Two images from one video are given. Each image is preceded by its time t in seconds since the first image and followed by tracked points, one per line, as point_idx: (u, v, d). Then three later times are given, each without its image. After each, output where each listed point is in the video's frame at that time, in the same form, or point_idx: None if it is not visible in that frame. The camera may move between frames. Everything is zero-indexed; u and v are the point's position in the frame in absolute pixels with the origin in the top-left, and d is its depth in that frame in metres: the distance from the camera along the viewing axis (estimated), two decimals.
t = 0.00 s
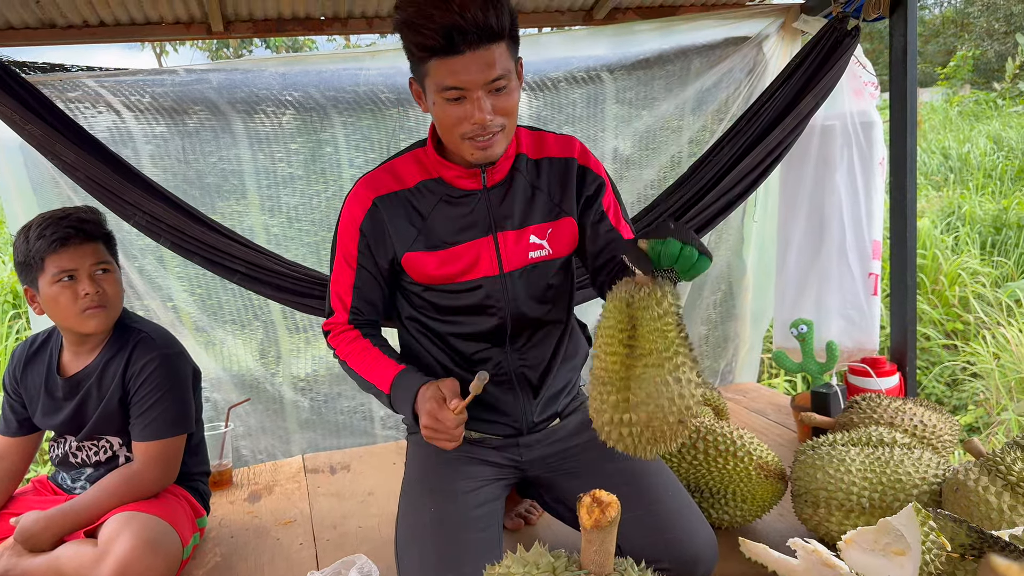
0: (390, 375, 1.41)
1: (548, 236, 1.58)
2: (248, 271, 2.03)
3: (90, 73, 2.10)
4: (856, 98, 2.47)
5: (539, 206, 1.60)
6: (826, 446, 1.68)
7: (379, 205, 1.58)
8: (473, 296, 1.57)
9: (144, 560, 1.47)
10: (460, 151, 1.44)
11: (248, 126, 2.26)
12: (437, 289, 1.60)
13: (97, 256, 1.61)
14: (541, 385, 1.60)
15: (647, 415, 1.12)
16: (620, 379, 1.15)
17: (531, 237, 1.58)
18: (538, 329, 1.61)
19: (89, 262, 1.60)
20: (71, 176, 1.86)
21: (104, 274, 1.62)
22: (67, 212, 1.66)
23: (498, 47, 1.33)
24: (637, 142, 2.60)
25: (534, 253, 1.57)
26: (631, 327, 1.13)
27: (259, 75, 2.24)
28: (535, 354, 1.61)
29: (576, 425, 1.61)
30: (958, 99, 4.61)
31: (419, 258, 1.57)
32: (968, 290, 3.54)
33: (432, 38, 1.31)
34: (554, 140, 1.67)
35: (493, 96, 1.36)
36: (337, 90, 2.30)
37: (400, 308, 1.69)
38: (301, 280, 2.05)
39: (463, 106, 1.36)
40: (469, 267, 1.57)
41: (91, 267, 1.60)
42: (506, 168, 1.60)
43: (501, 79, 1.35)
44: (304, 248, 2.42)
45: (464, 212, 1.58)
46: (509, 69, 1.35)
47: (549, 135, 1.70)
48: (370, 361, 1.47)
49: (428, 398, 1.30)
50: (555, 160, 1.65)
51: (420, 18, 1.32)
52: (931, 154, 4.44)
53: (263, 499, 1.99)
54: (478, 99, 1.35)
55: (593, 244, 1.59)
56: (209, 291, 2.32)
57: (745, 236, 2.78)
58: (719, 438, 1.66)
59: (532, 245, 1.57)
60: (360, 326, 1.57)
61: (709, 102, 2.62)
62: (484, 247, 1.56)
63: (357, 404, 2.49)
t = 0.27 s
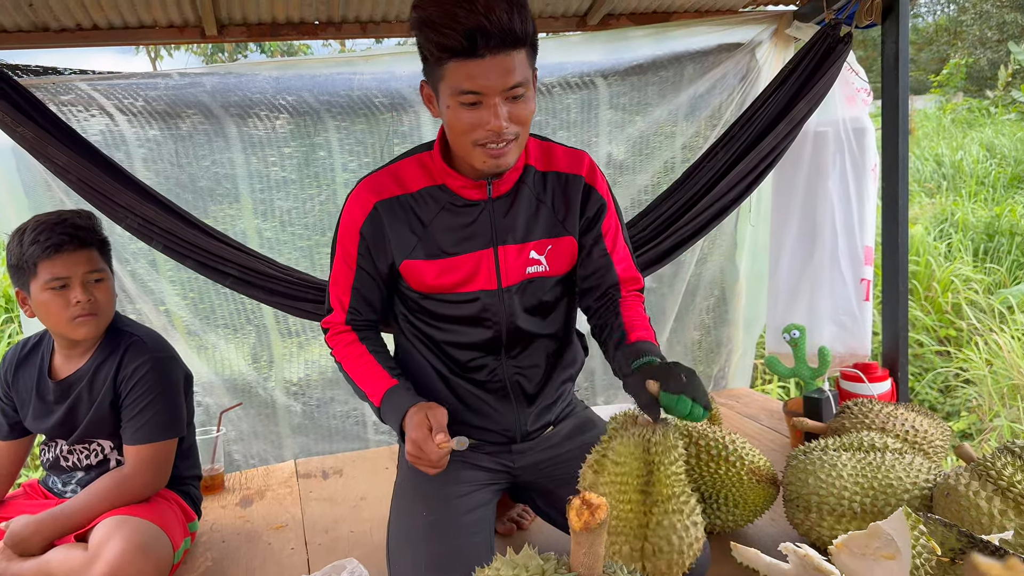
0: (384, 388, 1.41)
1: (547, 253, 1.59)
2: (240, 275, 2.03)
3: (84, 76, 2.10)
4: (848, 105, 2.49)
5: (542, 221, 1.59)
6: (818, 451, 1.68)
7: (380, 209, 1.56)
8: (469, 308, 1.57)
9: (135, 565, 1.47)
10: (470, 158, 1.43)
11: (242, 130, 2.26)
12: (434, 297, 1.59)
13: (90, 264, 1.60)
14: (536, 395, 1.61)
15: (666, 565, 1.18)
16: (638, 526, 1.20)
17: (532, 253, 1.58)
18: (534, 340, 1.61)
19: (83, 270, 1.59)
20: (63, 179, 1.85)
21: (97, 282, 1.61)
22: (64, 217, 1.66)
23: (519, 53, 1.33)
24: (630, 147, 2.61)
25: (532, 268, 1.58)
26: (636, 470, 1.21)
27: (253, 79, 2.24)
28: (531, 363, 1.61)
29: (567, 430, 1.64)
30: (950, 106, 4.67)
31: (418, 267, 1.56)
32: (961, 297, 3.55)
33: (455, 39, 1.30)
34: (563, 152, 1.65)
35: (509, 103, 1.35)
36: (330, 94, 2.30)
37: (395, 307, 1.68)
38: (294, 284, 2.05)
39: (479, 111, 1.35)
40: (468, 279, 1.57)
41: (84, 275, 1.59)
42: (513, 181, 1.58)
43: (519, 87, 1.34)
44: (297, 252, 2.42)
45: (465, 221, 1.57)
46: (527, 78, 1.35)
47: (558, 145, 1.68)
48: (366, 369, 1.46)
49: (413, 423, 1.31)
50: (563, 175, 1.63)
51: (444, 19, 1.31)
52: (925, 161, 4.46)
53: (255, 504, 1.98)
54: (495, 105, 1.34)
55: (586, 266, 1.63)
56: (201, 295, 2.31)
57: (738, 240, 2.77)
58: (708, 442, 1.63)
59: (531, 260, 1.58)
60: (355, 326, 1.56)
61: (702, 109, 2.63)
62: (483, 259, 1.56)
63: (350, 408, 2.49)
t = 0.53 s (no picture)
0: (383, 405, 1.42)
1: (550, 273, 1.58)
2: (233, 278, 2.03)
3: (77, 80, 2.10)
4: (838, 110, 2.51)
5: (546, 240, 1.58)
6: (808, 453, 1.70)
7: (381, 226, 1.53)
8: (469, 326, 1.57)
9: (127, 568, 1.47)
10: (477, 182, 1.39)
11: (235, 133, 2.27)
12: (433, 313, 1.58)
13: (88, 270, 1.60)
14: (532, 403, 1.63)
15: None
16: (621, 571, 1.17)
17: (535, 272, 1.57)
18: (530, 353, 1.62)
19: (80, 276, 1.58)
20: (56, 182, 1.86)
21: (94, 287, 1.61)
22: (64, 220, 1.66)
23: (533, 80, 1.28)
24: (622, 151, 2.63)
25: (534, 288, 1.57)
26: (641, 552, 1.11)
27: (247, 83, 2.24)
28: (528, 374, 1.62)
29: (559, 434, 1.67)
30: (942, 112, 4.76)
31: (419, 285, 1.55)
32: (952, 300, 3.59)
33: (467, 65, 1.25)
34: (572, 168, 1.61)
35: (520, 130, 1.31)
36: (323, 97, 2.31)
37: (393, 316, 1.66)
38: (288, 287, 2.06)
39: (489, 137, 1.31)
40: (469, 298, 1.56)
41: (81, 281, 1.58)
42: (518, 201, 1.55)
43: (530, 114, 1.30)
44: (290, 255, 2.42)
45: (467, 240, 1.55)
46: (540, 105, 1.31)
47: (568, 159, 1.63)
48: (366, 382, 1.46)
49: (414, 447, 1.32)
50: (570, 193, 1.59)
51: (456, 43, 1.26)
52: (917, 166, 4.50)
53: (248, 506, 1.98)
54: (506, 132, 1.30)
55: (592, 283, 1.60)
56: (195, 297, 2.31)
57: (730, 243, 2.80)
58: (700, 443, 1.67)
59: (533, 281, 1.57)
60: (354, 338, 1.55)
61: (693, 113, 2.65)
62: (485, 278, 1.55)
63: (343, 411, 2.49)
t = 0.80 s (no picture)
0: (373, 433, 1.43)
1: (550, 317, 1.56)
2: (222, 283, 2.04)
3: (67, 85, 2.10)
4: (823, 116, 2.54)
5: (546, 286, 1.53)
6: (792, 455, 1.72)
7: (374, 270, 1.46)
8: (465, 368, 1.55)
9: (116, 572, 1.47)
10: (485, 257, 1.27)
11: (224, 138, 2.27)
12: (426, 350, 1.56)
13: (80, 276, 1.59)
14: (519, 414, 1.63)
15: None
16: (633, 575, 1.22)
17: (534, 319, 1.54)
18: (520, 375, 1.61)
19: (72, 282, 1.58)
20: (44, 187, 1.86)
21: (85, 294, 1.61)
22: (58, 226, 1.65)
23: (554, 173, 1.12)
24: (611, 156, 2.65)
25: (532, 333, 1.56)
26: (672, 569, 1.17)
27: (236, 88, 2.25)
28: (518, 392, 1.63)
29: (548, 437, 1.69)
30: (932, 115, 4.88)
31: (415, 329, 1.52)
32: (941, 303, 3.63)
33: (478, 167, 1.09)
34: (576, 207, 1.53)
35: (536, 220, 1.17)
36: (312, 102, 2.31)
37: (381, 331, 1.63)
38: (277, 291, 2.06)
39: (502, 230, 1.17)
40: (466, 343, 1.54)
41: (73, 287, 1.58)
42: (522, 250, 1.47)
43: (549, 204, 1.15)
44: (280, 259, 2.43)
45: (465, 287, 1.49)
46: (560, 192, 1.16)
47: (571, 197, 1.54)
48: (355, 405, 1.47)
49: (404, 481, 1.34)
50: (576, 238, 1.53)
51: (472, 141, 1.08)
52: (906, 170, 4.57)
53: (237, 510, 1.98)
54: (521, 227, 1.16)
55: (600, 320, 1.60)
56: (184, 302, 2.31)
57: (717, 248, 2.79)
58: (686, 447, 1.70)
59: (532, 327, 1.55)
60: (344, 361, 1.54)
61: (681, 118, 2.68)
62: (483, 326, 1.52)
63: (333, 415, 2.50)
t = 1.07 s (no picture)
0: (360, 443, 1.43)
1: (545, 337, 1.55)
2: (210, 281, 2.03)
3: (53, 83, 2.09)
4: (810, 114, 2.56)
5: (541, 308, 1.50)
6: (777, 451, 1.74)
7: (362, 293, 1.41)
8: (456, 383, 1.55)
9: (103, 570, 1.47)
10: (481, 296, 1.21)
11: (212, 137, 2.27)
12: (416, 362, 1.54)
13: (66, 275, 1.59)
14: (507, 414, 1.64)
15: None
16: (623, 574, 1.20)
17: (529, 340, 1.53)
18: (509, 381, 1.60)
19: (58, 280, 1.57)
20: (31, 185, 1.85)
21: (71, 293, 1.60)
22: (44, 225, 1.64)
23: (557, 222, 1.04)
24: (599, 155, 2.67)
25: (526, 352, 1.55)
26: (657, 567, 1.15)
27: (223, 87, 2.24)
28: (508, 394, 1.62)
29: (537, 434, 1.69)
30: (921, 115, 4.96)
31: (406, 347, 1.50)
32: (930, 302, 3.66)
33: (471, 223, 1.01)
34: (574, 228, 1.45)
35: (535, 269, 1.10)
36: (300, 101, 2.31)
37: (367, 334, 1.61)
38: (264, 289, 2.06)
39: (498, 277, 1.11)
40: (458, 361, 1.52)
41: (59, 285, 1.58)
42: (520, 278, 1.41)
43: (549, 253, 1.08)
44: (268, 257, 2.44)
45: (458, 312, 1.46)
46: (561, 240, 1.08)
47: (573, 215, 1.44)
48: (342, 413, 1.47)
49: (389, 501, 1.33)
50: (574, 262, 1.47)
51: (466, 195, 1.00)
52: (896, 170, 4.63)
53: (226, 509, 1.98)
54: (519, 278, 1.09)
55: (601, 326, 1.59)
56: (172, 301, 2.30)
57: (706, 246, 2.82)
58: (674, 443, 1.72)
59: (526, 346, 1.54)
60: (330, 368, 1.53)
61: (669, 117, 2.69)
62: (476, 349, 1.50)
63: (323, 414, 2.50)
